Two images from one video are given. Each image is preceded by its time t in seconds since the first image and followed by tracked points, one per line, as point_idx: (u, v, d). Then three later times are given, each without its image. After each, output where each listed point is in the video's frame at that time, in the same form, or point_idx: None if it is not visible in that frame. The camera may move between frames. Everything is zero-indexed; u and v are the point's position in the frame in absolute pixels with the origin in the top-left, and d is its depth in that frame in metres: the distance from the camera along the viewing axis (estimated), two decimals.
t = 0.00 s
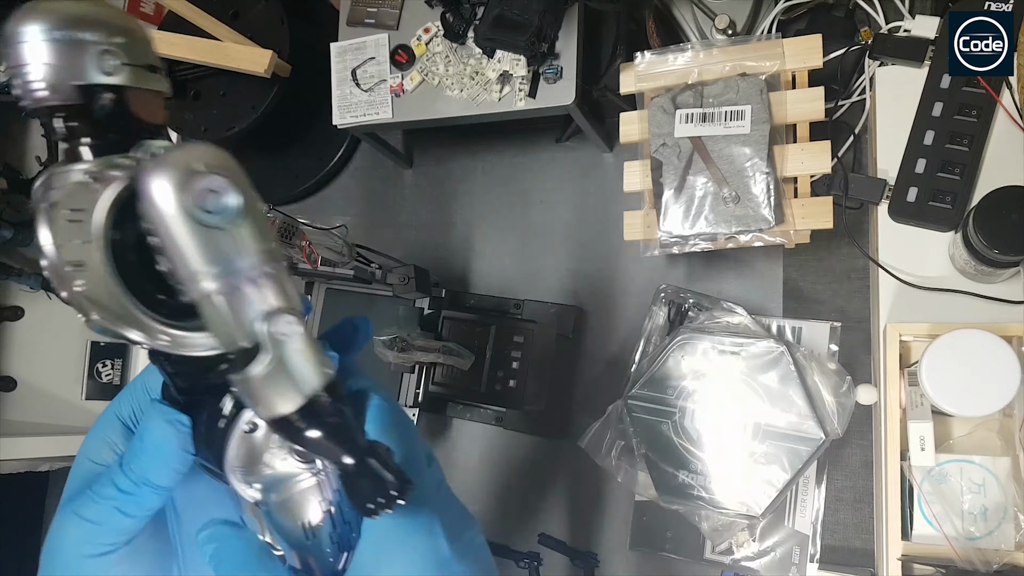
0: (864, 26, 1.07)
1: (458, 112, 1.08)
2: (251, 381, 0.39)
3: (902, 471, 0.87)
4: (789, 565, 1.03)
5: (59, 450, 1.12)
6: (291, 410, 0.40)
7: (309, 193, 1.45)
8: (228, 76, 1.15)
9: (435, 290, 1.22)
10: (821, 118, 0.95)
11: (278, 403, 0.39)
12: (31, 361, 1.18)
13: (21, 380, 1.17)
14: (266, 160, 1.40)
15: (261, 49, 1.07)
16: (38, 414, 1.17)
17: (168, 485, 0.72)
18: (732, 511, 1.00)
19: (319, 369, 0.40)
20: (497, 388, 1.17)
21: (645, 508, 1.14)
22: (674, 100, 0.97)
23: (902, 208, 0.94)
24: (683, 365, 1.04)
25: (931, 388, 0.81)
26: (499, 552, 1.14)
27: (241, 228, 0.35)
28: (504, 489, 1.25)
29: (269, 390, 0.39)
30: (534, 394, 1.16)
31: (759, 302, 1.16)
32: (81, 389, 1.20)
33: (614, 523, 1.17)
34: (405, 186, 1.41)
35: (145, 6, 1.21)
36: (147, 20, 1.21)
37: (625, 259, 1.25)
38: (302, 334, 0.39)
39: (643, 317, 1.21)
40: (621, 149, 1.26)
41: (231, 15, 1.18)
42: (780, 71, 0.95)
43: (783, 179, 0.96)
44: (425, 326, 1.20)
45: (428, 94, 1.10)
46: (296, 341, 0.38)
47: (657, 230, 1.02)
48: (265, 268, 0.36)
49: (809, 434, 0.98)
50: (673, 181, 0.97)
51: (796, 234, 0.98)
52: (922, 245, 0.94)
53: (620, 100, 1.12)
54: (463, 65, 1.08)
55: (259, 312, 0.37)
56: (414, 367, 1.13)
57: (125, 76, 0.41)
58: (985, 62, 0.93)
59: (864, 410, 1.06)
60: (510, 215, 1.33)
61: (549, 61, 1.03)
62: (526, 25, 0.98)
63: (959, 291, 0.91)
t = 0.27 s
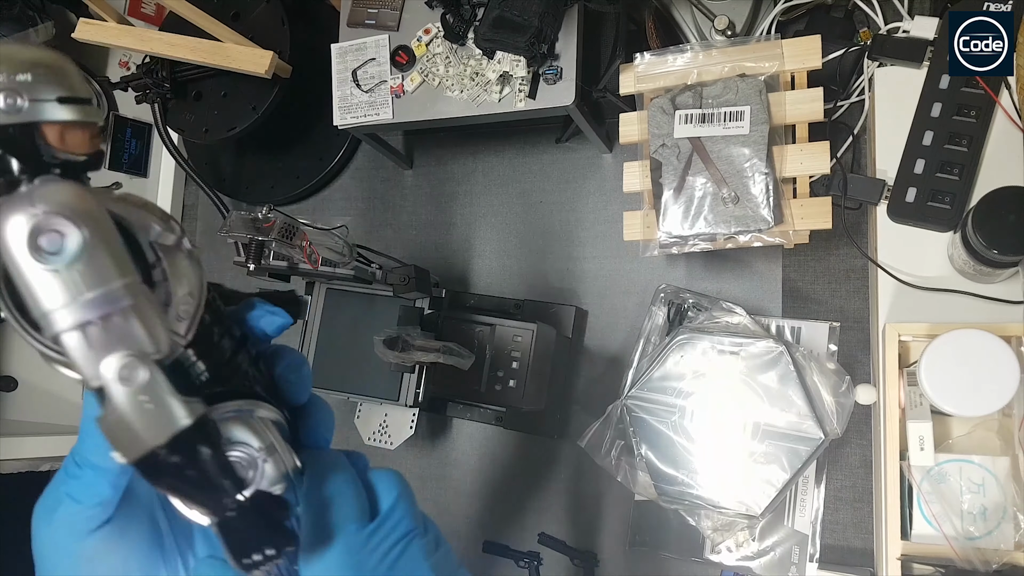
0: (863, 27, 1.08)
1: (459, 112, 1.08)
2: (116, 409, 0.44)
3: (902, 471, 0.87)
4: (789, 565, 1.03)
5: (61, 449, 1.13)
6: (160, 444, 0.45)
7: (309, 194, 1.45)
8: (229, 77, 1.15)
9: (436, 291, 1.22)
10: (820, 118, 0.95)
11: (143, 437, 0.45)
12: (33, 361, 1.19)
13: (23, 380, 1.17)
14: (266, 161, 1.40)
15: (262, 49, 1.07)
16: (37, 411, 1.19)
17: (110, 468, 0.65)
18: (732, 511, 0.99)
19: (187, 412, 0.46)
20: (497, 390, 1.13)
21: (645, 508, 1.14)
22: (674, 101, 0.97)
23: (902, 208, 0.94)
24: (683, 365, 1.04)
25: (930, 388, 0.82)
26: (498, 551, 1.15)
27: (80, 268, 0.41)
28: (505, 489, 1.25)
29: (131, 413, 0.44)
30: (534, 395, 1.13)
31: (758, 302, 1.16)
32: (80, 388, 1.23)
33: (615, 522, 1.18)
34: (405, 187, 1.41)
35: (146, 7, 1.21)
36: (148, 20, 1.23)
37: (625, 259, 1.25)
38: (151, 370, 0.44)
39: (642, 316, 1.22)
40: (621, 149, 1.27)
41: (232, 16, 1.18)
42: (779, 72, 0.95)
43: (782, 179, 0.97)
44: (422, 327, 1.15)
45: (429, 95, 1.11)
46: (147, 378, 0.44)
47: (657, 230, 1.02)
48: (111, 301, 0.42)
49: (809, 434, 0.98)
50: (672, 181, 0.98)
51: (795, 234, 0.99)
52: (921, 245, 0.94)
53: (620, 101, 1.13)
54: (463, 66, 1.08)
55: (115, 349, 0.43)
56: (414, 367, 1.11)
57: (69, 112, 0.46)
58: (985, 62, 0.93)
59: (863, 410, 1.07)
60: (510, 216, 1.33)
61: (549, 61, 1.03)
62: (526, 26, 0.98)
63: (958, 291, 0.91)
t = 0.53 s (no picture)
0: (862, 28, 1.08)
1: (459, 112, 1.08)
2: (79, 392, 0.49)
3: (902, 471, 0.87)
4: (788, 565, 1.03)
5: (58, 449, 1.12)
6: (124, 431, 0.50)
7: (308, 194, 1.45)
8: (228, 77, 1.15)
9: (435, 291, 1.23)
10: (820, 118, 0.95)
11: (98, 426, 0.50)
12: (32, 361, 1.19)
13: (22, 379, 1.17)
14: (266, 160, 1.40)
15: (262, 50, 1.08)
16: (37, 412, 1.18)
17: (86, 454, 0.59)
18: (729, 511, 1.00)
19: (136, 413, 0.50)
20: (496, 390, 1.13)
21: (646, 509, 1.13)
22: (673, 101, 0.97)
23: (902, 207, 0.94)
24: (684, 365, 1.04)
25: (930, 388, 0.82)
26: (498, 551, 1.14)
27: (83, 254, 0.47)
28: (505, 489, 1.25)
29: (90, 399, 0.49)
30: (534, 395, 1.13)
31: (758, 301, 1.16)
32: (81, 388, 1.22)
33: (615, 522, 1.18)
34: (405, 187, 1.41)
35: (146, 7, 1.21)
36: (148, 21, 1.22)
37: (624, 259, 1.25)
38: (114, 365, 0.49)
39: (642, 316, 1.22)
40: (621, 149, 1.27)
41: (232, 16, 1.18)
42: (779, 71, 0.95)
43: (782, 179, 0.97)
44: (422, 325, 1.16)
45: (429, 95, 1.11)
46: (111, 370, 0.49)
47: (657, 230, 1.02)
48: (101, 292, 0.47)
49: (808, 434, 0.98)
50: (672, 181, 0.98)
51: (795, 234, 0.99)
52: (921, 245, 0.94)
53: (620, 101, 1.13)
54: (463, 66, 1.08)
55: (95, 335, 0.48)
56: (413, 367, 1.13)
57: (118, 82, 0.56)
58: (985, 62, 0.93)
59: (863, 410, 1.07)
60: (510, 215, 1.33)
61: (549, 61, 1.03)
62: (526, 26, 0.98)
63: (958, 291, 0.91)
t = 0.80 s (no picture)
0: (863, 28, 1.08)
1: (459, 112, 1.08)
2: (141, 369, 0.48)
3: (902, 471, 0.87)
4: (788, 565, 1.03)
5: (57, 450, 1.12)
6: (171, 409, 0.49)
7: (309, 194, 1.45)
8: (227, 77, 1.15)
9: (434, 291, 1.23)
10: (820, 118, 0.96)
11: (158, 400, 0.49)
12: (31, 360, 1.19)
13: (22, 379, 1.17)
14: (265, 160, 1.40)
15: (261, 50, 1.07)
16: (37, 412, 1.17)
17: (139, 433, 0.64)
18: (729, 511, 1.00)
19: (201, 381, 0.49)
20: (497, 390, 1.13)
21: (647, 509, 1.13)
22: (673, 101, 0.97)
23: (902, 208, 0.94)
24: (684, 365, 1.04)
25: (930, 387, 0.82)
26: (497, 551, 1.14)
27: (143, 232, 0.48)
28: (505, 490, 1.25)
29: (152, 373, 0.48)
30: (535, 395, 1.13)
31: (758, 301, 1.17)
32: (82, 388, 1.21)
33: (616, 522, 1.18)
34: (405, 187, 1.41)
35: (146, 7, 1.21)
36: (147, 21, 1.22)
37: (625, 259, 1.25)
38: (178, 338, 0.49)
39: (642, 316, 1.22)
40: (621, 149, 1.27)
41: (231, 16, 1.18)
42: (779, 72, 0.95)
43: (782, 179, 0.97)
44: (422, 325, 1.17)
45: (428, 95, 1.11)
46: (173, 341, 0.49)
47: (657, 230, 1.02)
48: (163, 267, 0.48)
49: (808, 434, 0.98)
50: (672, 181, 0.98)
51: (795, 234, 0.99)
52: (921, 245, 0.94)
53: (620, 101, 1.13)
54: (463, 66, 1.08)
55: (154, 312, 0.49)
56: (413, 367, 1.14)
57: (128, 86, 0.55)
58: (985, 62, 0.93)
59: (863, 410, 1.07)
60: (510, 215, 1.33)
61: (549, 61, 1.03)
62: (526, 26, 0.98)
63: (958, 291, 0.91)
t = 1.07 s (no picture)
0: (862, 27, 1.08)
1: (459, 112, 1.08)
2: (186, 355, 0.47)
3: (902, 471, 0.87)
4: (788, 565, 1.03)
5: (56, 450, 1.12)
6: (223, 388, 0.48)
7: (309, 194, 1.45)
8: (227, 77, 1.15)
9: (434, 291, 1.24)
10: (820, 118, 0.96)
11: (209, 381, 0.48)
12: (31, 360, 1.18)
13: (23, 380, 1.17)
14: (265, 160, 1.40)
15: (261, 50, 1.08)
16: (38, 412, 1.17)
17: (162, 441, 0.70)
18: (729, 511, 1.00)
19: (246, 356, 0.49)
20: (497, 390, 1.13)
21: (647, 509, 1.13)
22: (673, 101, 0.97)
23: (902, 208, 0.94)
24: (685, 364, 1.04)
25: (930, 388, 0.81)
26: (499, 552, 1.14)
27: (135, 226, 0.46)
28: (505, 489, 1.25)
29: (196, 351, 0.47)
30: (535, 395, 1.13)
31: (758, 301, 1.17)
32: (81, 389, 1.22)
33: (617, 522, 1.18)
34: (405, 187, 1.41)
35: (146, 7, 1.21)
36: (148, 21, 1.22)
37: (625, 259, 1.25)
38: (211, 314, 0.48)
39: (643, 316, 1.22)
40: (621, 149, 1.27)
41: (231, 16, 1.18)
42: (779, 71, 0.95)
43: (782, 179, 0.97)
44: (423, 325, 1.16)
45: (429, 95, 1.11)
46: (209, 324, 0.48)
47: (657, 230, 1.02)
48: (168, 257, 0.47)
49: (808, 434, 0.98)
50: (672, 181, 0.98)
51: (795, 234, 0.99)
52: (921, 245, 0.94)
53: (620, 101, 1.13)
54: (463, 66, 1.08)
55: (175, 302, 0.47)
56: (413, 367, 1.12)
57: (93, 104, 0.52)
58: (985, 62, 0.93)
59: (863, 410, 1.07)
60: (510, 215, 1.33)
61: (549, 61, 1.03)
62: (526, 26, 0.98)
63: (958, 291, 0.91)
